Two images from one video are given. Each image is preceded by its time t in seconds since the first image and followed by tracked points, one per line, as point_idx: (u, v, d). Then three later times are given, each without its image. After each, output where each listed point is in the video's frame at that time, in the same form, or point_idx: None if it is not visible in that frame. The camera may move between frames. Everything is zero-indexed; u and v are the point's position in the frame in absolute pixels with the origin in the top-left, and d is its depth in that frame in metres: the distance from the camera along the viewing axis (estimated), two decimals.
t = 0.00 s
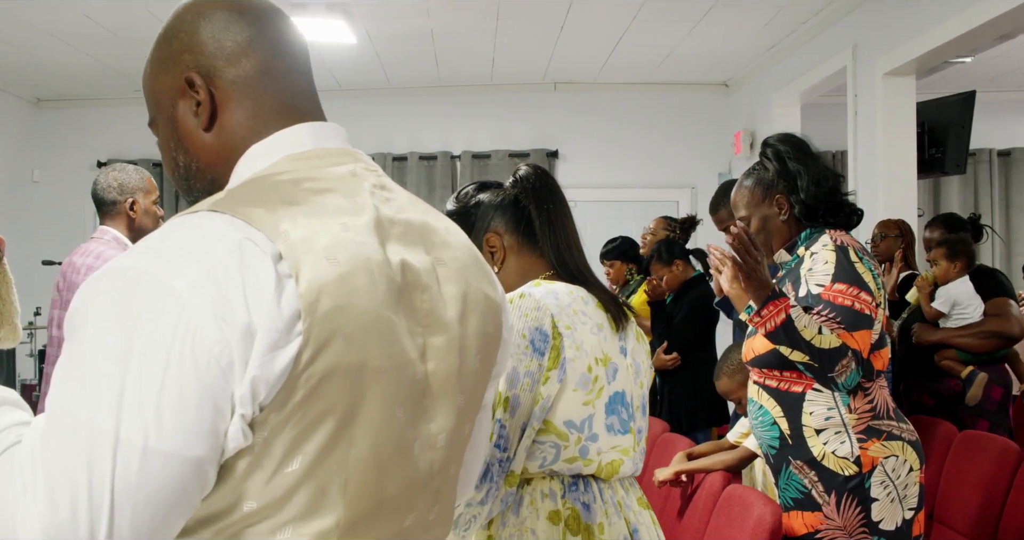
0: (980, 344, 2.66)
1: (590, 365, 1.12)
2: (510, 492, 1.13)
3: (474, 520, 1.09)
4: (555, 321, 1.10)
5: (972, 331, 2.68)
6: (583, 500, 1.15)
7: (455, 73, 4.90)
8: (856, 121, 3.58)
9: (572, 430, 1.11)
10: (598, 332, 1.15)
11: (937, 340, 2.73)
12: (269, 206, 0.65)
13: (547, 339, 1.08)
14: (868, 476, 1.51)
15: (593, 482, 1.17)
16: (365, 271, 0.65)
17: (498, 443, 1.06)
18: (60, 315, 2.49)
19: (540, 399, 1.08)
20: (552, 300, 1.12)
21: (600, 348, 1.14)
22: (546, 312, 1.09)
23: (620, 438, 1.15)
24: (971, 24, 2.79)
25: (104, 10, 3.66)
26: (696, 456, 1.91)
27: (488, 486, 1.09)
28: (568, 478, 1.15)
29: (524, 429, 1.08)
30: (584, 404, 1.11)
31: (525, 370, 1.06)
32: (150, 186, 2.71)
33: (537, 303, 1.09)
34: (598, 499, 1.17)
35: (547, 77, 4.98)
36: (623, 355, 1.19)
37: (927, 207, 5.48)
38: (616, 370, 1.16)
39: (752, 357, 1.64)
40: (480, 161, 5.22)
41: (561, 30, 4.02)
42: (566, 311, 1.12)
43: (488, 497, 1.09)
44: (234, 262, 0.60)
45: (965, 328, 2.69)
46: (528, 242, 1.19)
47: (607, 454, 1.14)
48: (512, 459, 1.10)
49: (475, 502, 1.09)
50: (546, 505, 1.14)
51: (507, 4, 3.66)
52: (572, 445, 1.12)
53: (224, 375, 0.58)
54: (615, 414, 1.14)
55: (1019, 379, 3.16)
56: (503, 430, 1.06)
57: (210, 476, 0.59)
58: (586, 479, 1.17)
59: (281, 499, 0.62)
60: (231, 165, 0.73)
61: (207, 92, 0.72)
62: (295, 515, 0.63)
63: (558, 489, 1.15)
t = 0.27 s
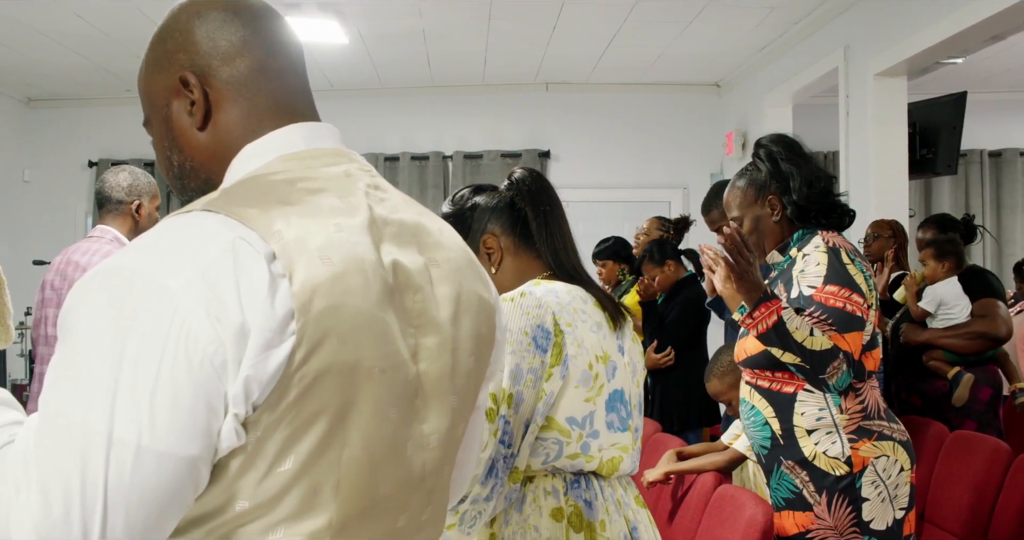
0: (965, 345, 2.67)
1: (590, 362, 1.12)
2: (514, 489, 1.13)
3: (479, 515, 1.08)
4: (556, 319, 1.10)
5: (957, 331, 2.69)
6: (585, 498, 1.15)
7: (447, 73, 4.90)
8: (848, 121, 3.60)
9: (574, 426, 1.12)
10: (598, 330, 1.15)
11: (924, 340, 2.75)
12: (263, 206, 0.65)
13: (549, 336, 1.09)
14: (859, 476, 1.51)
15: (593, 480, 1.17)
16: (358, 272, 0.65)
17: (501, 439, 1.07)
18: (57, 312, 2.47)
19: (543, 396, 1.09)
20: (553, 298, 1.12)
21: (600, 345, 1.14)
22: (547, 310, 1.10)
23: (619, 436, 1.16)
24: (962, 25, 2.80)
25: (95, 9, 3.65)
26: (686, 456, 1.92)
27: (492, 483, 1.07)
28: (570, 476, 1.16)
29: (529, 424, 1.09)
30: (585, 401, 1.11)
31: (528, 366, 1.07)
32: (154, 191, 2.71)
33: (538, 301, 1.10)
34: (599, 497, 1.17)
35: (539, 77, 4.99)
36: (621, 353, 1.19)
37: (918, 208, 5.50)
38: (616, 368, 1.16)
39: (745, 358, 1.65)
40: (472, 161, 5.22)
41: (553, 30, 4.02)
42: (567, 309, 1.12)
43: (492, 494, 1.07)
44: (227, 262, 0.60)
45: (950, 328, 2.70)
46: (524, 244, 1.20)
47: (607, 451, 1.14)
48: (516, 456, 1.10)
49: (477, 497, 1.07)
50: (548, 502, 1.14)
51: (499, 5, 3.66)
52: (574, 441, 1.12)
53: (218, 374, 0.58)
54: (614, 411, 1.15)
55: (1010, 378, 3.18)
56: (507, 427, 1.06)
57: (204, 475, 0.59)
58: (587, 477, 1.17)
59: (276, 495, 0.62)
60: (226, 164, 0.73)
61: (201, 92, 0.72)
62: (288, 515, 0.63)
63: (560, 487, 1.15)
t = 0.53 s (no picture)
0: (958, 347, 2.67)
1: (587, 361, 1.12)
2: (511, 486, 1.14)
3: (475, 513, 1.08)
4: (555, 317, 1.11)
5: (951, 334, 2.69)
6: (582, 497, 1.15)
7: (441, 72, 4.90)
8: (840, 122, 3.61)
9: (571, 425, 1.12)
10: (595, 329, 1.16)
11: (916, 342, 2.76)
12: (262, 204, 0.65)
13: (546, 334, 1.10)
14: (851, 476, 1.52)
15: (590, 480, 1.17)
16: (356, 270, 0.65)
17: (499, 436, 1.07)
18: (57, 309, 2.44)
19: (540, 394, 1.09)
20: (551, 296, 1.12)
21: (597, 345, 1.14)
22: (545, 307, 1.10)
23: (616, 435, 1.15)
24: (954, 27, 2.82)
25: (86, 5, 3.62)
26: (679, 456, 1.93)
27: (488, 479, 1.08)
28: (566, 475, 1.16)
29: (525, 423, 1.10)
30: (581, 400, 1.11)
31: (525, 363, 1.08)
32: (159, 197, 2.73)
33: (536, 299, 1.10)
34: (596, 496, 1.16)
35: (532, 76, 4.99)
36: (619, 353, 1.19)
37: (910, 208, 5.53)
38: (613, 367, 1.16)
39: (738, 358, 1.65)
40: (466, 160, 5.21)
41: (548, 29, 4.03)
42: (564, 308, 1.12)
43: (488, 490, 1.08)
44: (226, 259, 0.60)
45: (943, 331, 2.70)
46: (523, 243, 1.20)
47: (604, 450, 1.14)
48: (512, 453, 1.10)
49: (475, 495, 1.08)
50: (546, 502, 1.14)
51: (494, 3, 3.66)
52: (571, 440, 1.12)
53: (216, 372, 0.58)
54: (611, 411, 1.14)
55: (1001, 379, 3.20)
56: (503, 423, 1.07)
57: (201, 474, 0.59)
58: (585, 477, 1.17)
59: (271, 495, 0.62)
60: (225, 161, 0.73)
61: (201, 87, 0.72)
62: (284, 513, 0.62)
63: (557, 487, 1.15)
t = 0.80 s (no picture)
0: (963, 348, 2.67)
1: (574, 364, 1.13)
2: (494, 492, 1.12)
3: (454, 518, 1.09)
4: (540, 320, 1.11)
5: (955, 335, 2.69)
6: (568, 502, 1.16)
7: (441, 72, 4.90)
8: (840, 122, 3.62)
9: (556, 430, 1.11)
10: (584, 331, 1.16)
11: (918, 343, 2.74)
12: (265, 205, 0.65)
13: (531, 337, 1.09)
14: (852, 476, 1.52)
15: (577, 484, 1.17)
16: (360, 271, 0.65)
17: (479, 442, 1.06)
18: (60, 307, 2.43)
19: (524, 398, 1.08)
20: (537, 299, 1.13)
21: (585, 348, 1.15)
22: (531, 310, 1.10)
23: (605, 439, 1.16)
24: (954, 27, 2.82)
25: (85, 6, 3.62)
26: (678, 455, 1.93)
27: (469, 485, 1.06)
28: (552, 479, 1.16)
29: (508, 428, 1.08)
30: (568, 403, 1.11)
31: (509, 367, 1.07)
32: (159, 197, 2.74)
33: (522, 301, 1.10)
34: (582, 501, 1.17)
35: (532, 76, 4.99)
36: (608, 355, 1.20)
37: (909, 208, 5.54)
38: (602, 370, 1.17)
39: (738, 358, 1.65)
40: (466, 160, 5.21)
41: (548, 29, 4.03)
42: (551, 311, 1.12)
43: (469, 497, 1.07)
44: (229, 259, 0.60)
45: (947, 332, 2.69)
46: (514, 242, 1.20)
47: (591, 455, 1.14)
48: (495, 458, 1.08)
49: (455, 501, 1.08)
50: (530, 507, 1.15)
51: (494, 3, 3.66)
52: (556, 445, 1.12)
53: (219, 372, 0.58)
54: (600, 414, 1.15)
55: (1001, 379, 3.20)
56: (484, 429, 1.06)
57: (204, 475, 0.59)
58: (571, 481, 1.17)
59: (273, 497, 0.62)
60: (228, 160, 0.73)
61: (205, 86, 0.72)
62: (285, 514, 0.62)
63: (542, 491, 1.15)
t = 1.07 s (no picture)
0: (968, 348, 2.66)
1: (554, 364, 1.11)
2: (470, 494, 1.12)
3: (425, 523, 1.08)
4: (517, 320, 1.10)
5: (960, 334, 2.68)
6: (548, 502, 1.16)
7: (441, 72, 4.90)
8: (840, 122, 3.62)
9: (535, 431, 1.10)
10: (565, 330, 1.15)
11: (923, 343, 2.73)
12: (264, 204, 0.65)
13: (507, 338, 1.08)
14: (854, 475, 1.52)
15: (558, 485, 1.17)
16: (360, 270, 0.65)
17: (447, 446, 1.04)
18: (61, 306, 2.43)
19: (500, 399, 1.06)
20: (514, 298, 1.12)
21: (567, 347, 1.14)
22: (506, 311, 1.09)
23: (588, 440, 1.15)
24: (954, 26, 2.82)
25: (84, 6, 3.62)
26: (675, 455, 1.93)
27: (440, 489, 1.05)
28: (532, 480, 1.16)
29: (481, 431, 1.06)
30: (547, 404, 1.10)
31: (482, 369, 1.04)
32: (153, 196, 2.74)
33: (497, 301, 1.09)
34: (563, 501, 1.17)
35: (531, 76, 4.99)
36: (593, 354, 1.18)
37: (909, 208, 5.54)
38: (585, 369, 1.15)
39: (738, 359, 1.64)
40: (465, 160, 5.21)
41: (547, 29, 4.03)
42: (529, 310, 1.12)
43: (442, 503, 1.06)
44: (229, 259, 0.60)
45: (952, 331, 2.69)
46: (497, 238, 1.20)
47: (573, 456, 1.14)
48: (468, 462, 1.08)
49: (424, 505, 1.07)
50: (508, 507, 1.14)
51: (493, 3, 3.66)
52: (535, 446, 1.11)
53: (220, 371, 0.58)
54: (583, 415, 1.14)
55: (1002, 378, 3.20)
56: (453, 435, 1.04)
57: (204, 475, 0.59)
58: (551, 481, 1.17)
59: (272, 497, 0.62)
60: (226, 161, 0.73)
61: (202, 88, 0.72)
62: (286, 513, 0.62)
63: (521, 492, 1.15)
